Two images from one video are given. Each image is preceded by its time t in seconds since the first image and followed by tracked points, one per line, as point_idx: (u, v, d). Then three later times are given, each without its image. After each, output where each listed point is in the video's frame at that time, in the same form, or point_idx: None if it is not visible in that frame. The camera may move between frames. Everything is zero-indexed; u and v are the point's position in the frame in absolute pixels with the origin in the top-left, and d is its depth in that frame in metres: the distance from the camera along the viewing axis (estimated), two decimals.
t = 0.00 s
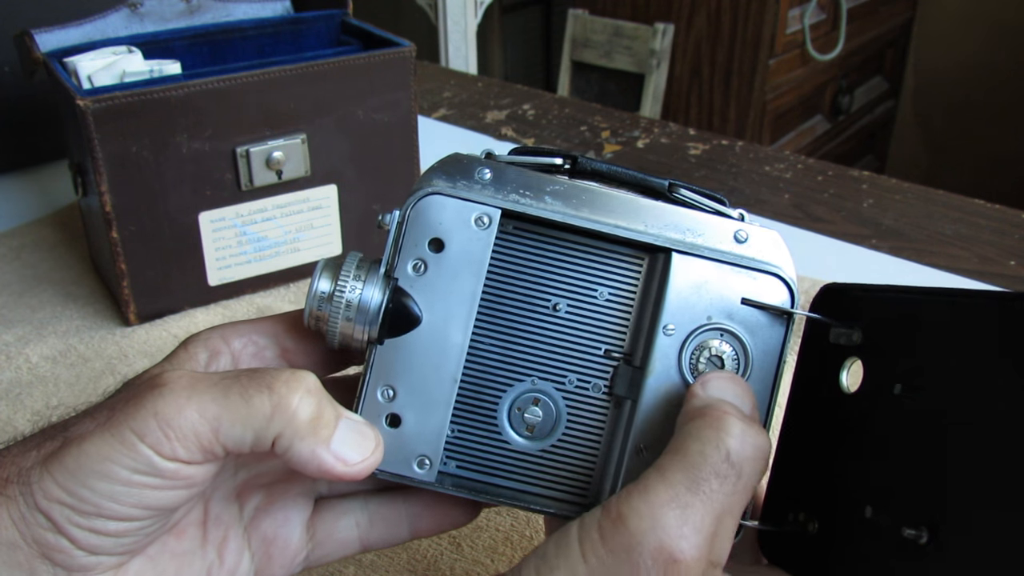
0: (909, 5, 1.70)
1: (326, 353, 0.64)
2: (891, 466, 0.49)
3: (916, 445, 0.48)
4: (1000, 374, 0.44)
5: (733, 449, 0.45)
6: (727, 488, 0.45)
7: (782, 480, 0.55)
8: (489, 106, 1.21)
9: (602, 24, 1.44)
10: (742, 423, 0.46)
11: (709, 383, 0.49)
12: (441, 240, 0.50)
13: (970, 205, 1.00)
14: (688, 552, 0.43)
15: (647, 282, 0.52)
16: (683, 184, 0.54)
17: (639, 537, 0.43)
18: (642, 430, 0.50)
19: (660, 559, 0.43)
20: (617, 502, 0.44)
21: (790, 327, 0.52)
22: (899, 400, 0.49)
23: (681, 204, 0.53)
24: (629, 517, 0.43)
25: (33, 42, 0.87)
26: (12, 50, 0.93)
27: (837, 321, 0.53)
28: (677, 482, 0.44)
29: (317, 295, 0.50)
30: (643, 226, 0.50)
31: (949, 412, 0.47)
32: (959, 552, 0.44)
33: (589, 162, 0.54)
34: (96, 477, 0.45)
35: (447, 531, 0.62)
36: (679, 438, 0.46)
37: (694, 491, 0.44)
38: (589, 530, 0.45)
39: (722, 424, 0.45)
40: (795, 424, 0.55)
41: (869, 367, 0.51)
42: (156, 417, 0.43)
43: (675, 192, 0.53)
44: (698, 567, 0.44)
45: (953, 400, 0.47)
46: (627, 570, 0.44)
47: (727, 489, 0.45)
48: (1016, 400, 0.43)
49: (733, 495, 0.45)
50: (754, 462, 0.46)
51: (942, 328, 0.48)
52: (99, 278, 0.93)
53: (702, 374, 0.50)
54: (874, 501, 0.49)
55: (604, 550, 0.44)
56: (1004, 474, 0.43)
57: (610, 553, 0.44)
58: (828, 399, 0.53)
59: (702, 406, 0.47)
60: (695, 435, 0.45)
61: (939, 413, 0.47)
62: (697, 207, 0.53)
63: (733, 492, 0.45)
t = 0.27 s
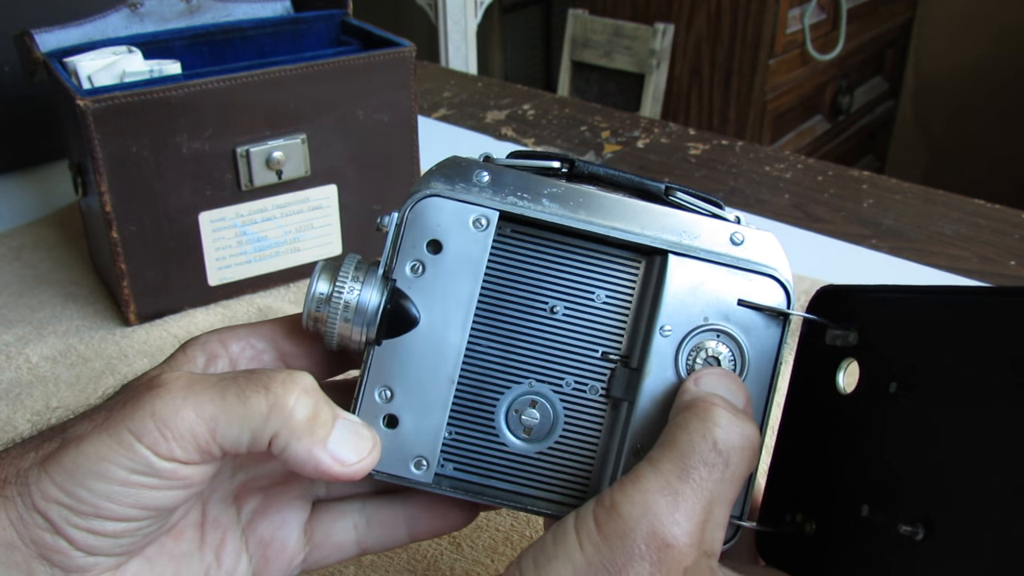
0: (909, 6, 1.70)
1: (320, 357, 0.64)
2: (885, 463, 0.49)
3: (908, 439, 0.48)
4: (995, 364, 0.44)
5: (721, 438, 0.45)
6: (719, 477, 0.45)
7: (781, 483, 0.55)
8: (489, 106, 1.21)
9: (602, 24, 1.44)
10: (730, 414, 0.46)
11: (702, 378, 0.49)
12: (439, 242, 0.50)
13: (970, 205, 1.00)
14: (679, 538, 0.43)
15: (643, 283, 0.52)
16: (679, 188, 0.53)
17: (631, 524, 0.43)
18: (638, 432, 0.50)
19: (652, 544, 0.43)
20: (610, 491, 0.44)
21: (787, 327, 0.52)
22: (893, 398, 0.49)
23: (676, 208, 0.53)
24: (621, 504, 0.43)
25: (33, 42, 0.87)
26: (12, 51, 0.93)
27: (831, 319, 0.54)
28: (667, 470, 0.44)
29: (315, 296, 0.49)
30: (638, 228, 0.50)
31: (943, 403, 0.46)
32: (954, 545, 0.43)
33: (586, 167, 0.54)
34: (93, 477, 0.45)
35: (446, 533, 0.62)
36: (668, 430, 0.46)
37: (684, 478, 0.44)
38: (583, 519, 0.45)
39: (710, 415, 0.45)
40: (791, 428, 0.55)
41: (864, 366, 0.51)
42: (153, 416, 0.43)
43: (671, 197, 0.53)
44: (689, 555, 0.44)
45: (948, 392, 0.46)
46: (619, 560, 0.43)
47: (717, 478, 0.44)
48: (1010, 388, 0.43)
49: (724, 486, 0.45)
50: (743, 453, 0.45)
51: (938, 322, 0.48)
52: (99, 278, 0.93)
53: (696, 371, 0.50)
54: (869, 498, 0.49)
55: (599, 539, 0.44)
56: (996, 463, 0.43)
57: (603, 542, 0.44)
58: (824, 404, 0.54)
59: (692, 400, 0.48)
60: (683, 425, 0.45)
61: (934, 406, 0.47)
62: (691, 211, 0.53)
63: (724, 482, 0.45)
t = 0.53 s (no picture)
0: (909, 5, 1.70)
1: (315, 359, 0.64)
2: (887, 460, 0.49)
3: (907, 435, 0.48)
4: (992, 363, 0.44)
5: (722, 438, 0.44)
6: (718, 478, 0.44)
7: (789, 482, 0.55)
8: (489, 107, 1.21)
9: (602, 24, 1.44)
10: (730, 413, 0.45)
11: (701, 376, 0.49)
12: (431, 244, 0.50)
13: (970, 205, 1.00)
14: (676, 540, 0.43)
15: (641, 279, 0.51)
16: (672, 181, 0.54)
17: (626, 526, 0.43)
18: (637, 432, 0.50)
19: (648, 546, 0.43)
20: (606, 493, 0.44)
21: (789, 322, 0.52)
22: (896, 394, 0.49)
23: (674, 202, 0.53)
24: (616, 506, 0.43)
25: (33, 42, 0.87)
26: (12, 51, 0.93)
27: (834, 314, 0.54)
28: (665, 471, 0.44)
29: (308, 300, 0.50)
30: (630, 224, 0.50)
31: (943, 403, 0.46)
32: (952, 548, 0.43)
33: (578, 162, 0.54)
34: (88, 477, 0.45)
35: (446, 535, 0.62)
36: (668, 429, 0.46)
37: (681, 479, 0.44)
38: (579, 521, 0.45)
39: (709, 414, 0.45)
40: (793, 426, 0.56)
41: (870, 362, 0.51)
42: (148, 416, 0.44)
43: (667, 188, 0.54)
44: (687, 556, 0.44)
45: (947, 391, 0.46)
46: (615, 562, 0.43)
47: (716, 478, 0.44)
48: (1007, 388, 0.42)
49: (723, 486, 0.45)
50: (743, 452, 0.45)
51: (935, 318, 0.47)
52: (99, 279, 0.93)
53: (695, 370, 0.50)
54: (874, 498, 0.49)
55: (592, 540, 0.44)
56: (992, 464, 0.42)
57: (598, 542, 0.44)
58: (830, 398, 0.54)
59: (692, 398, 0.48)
60: (683, 424, 0.45)
61: (934, 406, 0.46)
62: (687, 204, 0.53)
63: (723, 482, 0.45)
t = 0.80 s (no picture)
0: (909, 6, 1.70)
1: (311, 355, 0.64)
2: (887, 452, 0.49)
3: (907, 428, 0.47)
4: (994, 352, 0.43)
5: (729, 442, 0.44)
6: (722, 483, 0.44)
7: (792, 475, 0.56)
8: (489, 107, 1.21)
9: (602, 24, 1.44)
10: (739, 417, 0.45)
11: (712, 378, 0.48)
12: (427, 236, 0.50)
13: (970, 205, 1.00)
14: (676, 543, 0.43)
15: (641, 272, 0.51)
16: (672, 169, 0.54)
17: (624, 526, 0.43)
18: (636, 425, 0.50)
19: (646, 548, 0.43)
20: (605, 491, 0.44)
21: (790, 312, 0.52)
22: (898, 384, 0.49)
23: (675, 191, 0.54)
24: (615, 506, 0.43)
25: (33, 42, 0.87)
26: (12, 51, 0.93)
27: (837, 305, 0.54)
28: (668, 472, 0.44)
29: (304, 294, 0.50)
30: (627, 216, 0.50)
31: (945, 393, 0.45)
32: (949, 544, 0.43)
33: (575, 153, 0.54)
34: (81, 473, 0.45)
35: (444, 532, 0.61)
36: (674, 429, 0.46)
37: (683, 482, 0.43)
38: (579, 519, 0.45)
39: (720, 417, 0.45)
40: (795, 421, 0.56)
41: (870, 352, 0.51)
42: (140, 411, 0.44)
43: (666, 176, 0.54)
44: (686, 558, 0.44)
45: (948, 381, 0.45)
46: (612, 562, 0.43)
47: (720, 483, 0.44)
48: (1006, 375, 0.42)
49: (726, 490, 0.45)
50: (750, 459, 0.45)
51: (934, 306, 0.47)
52: (99, 279, 0.93)
53: (702, 371, 0.50)
54: (875, 491, 0.49)
55: (591, 539, 0.44)
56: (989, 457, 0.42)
57: (597, 542, 0.44)
58: (829, 392, 0.54)
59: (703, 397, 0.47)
60: (691, 427, 0.45)
61: (935, 397, 0.46)
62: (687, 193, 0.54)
63: (726, 486, 0.45)
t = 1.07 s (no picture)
0: (909, 6, 1.70)
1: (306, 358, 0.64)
2: (886, 452, 0.49)
3: (905, 426, 0.48)
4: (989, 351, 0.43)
5: (714, 432, 0.44)
6: (710, 474, 0.44)
7: (792, 477, 0.56)
8: (489, 107, 1.21)
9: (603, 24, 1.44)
10: (725, 409, 0.45)
11: (701, 370, 0.49)
12: (424, 237, 0.50)
13: (970, 205, 1.00)
14: (668, 536, 0.43)
15: (638, 273, 0.51)
16: (670, 171, 0.55)
17: (616, 521, 0.43)
18: (635, 428, 0.50)
19: (639, 543, 0.43)
20: (597, 489, 0.44)
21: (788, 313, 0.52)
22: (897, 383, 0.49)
23: (671, 192, 0.54)
24: (606, 502, 0.43)
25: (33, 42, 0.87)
26: (12, 50, 0.93)
27: (834, 305, 0.54)
28: (656, 466, 0.44)
29: (300, 296, 0.50)
30: (626, 215, 0.50)
31: (943, 391, 0.45)
32: (949, 544, 0.43)
33: (572, 154, 0.55)
34: (74, 477, 0.45)
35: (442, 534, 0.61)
36: (661, 424, 0.46)
37: (671, 473, 0.43)
38: (571, 517, 0.45)
39: (704, 408, 0.45)
40: (795, 421, 0.57)
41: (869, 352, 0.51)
42: (134, 415, 0.44)
43: (665, 177, 0.54)
44: (681, 551, 0.44)
45: (947, 381, 0.45)
46: (606, 559, 0.43)
47: (709, 474, 0.44)
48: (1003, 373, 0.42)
49: (715, 481, 0.44)
50: (740, 446, 0.45)
51: (932, 304, 0.47)
52: (99, 279, 0.93)
53: (694, 364, 0.50)
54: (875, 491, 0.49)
55: (584, 536, 0.44)
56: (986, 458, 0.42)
57: (591, 540, 0.44)
58: (828, 393, 0.54)
59: (689, 391, 0.47)
60: (678, 419, 0.45)
61: (932, 393, 0.46)
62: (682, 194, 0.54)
63: (716, 478, 0.44)
